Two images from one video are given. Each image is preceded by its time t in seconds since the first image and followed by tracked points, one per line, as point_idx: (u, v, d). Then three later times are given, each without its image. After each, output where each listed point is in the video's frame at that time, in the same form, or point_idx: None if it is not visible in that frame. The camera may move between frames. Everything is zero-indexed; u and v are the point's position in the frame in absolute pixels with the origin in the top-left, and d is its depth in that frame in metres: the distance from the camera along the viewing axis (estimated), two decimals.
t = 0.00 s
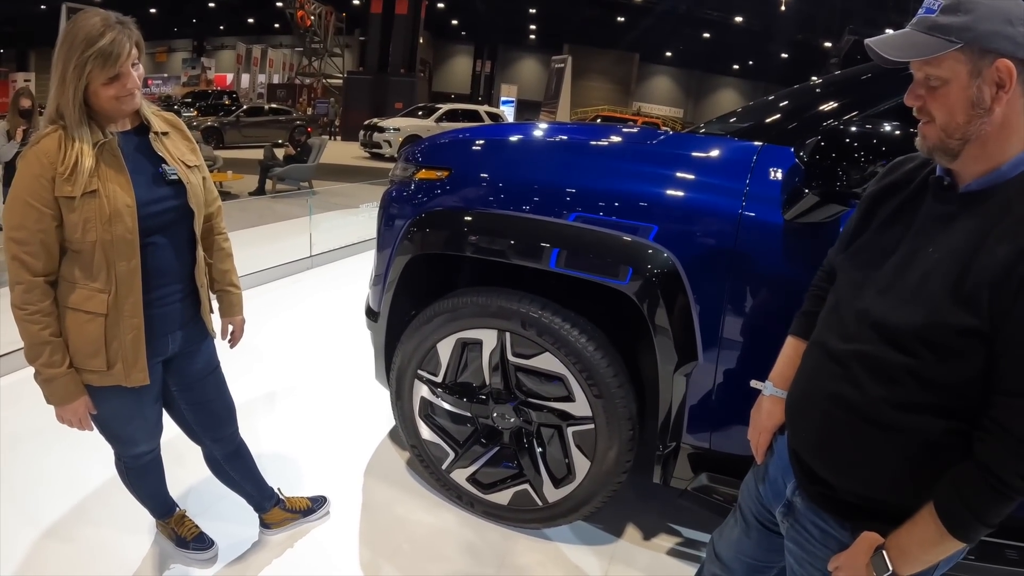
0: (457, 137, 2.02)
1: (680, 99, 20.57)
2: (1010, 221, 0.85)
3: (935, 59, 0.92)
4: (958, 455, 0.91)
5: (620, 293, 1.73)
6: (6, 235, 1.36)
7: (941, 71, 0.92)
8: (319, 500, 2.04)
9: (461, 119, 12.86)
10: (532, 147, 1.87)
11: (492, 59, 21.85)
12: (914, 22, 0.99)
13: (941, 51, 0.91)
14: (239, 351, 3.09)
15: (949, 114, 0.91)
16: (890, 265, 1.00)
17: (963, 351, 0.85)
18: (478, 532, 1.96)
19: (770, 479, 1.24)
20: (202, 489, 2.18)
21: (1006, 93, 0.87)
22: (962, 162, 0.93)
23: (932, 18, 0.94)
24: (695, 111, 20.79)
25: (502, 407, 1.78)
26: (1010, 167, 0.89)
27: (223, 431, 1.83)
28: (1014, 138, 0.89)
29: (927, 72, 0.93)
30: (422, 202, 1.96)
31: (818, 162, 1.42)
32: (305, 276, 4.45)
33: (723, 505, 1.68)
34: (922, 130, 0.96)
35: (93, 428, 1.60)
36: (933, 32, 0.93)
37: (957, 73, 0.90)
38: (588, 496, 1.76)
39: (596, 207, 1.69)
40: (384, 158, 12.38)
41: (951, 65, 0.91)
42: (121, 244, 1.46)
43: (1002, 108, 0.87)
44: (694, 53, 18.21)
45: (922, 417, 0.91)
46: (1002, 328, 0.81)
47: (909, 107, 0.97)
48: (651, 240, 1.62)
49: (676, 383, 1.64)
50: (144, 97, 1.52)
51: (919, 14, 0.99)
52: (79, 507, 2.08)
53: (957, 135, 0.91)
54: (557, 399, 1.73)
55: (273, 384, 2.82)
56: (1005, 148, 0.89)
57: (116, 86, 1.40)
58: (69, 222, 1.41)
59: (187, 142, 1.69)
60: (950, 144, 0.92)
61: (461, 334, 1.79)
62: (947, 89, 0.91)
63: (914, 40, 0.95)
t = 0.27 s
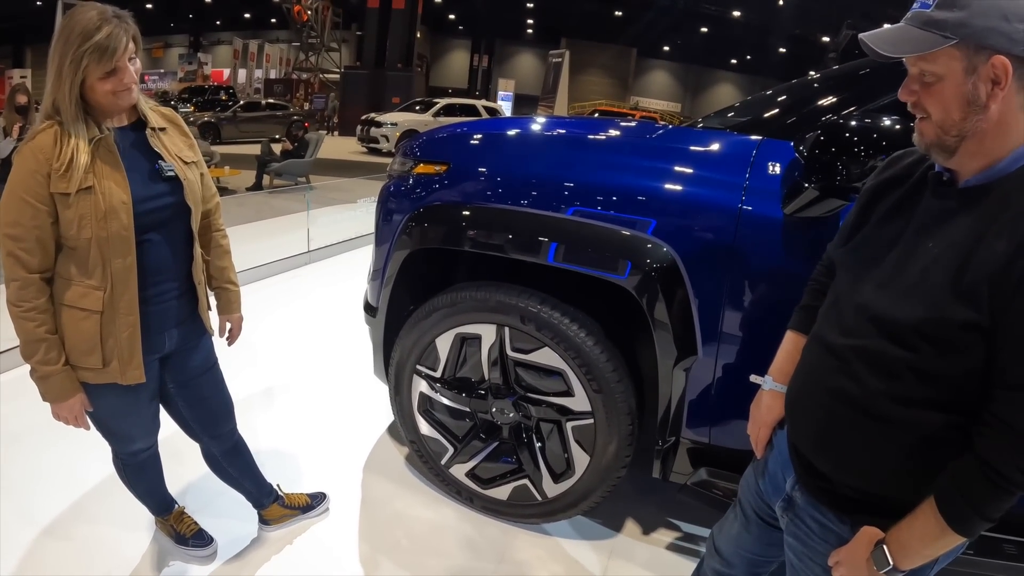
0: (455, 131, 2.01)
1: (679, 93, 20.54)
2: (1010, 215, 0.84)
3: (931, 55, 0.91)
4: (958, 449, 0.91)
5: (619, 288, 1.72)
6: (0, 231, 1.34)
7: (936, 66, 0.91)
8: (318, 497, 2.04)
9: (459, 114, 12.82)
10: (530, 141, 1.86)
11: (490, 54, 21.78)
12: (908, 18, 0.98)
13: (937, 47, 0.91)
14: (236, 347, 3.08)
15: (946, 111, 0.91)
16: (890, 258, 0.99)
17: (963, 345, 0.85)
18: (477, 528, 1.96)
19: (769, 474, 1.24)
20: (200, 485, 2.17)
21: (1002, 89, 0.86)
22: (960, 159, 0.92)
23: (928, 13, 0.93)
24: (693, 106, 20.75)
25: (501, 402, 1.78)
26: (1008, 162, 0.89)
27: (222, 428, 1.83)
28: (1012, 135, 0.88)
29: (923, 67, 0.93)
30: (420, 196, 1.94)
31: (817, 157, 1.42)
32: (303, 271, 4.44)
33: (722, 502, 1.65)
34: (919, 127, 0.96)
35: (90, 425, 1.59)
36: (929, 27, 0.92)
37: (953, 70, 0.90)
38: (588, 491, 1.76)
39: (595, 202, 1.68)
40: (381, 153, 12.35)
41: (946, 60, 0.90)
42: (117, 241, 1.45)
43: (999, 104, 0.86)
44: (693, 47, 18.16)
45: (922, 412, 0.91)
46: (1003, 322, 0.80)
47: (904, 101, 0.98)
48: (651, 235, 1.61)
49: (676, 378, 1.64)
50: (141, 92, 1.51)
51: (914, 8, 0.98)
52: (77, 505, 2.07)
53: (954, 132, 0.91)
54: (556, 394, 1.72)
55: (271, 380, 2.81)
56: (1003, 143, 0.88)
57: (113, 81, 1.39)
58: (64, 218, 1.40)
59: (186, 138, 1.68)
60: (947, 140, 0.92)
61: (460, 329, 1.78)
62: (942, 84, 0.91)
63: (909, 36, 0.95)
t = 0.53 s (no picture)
0: (453, 135, 2.01)
1: (676, 94, 20.57)
2: (1004, 213, 0.85)
3: (924, 54, 0.91)
4: (956, 446, 0.91)
5: (618, 290, 1.72)
6: None
7: (927, 66, 0.91)
8: (320, 502, 2.04)
9: (457, 117, 12.83)
10: (528, 144, 1.86)
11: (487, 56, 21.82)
12: (898, 18, 0.98)
13: (927, 47, 0.90)
14: (236, 353, 3.08)
15: (937, 111, 0.91)
16: (886, 258, 0.99)
17: (961, 342, 0.85)
18: (479, 531, 1.96)
19: (770, 475, 1.24)
20: (202, 492, 2.17)
21: (995, 88, 0.86)
22: (952, 159, 0.93)
23: (918, 13, 0.93)
24: (690, 107, 20.79)
25: (503, 406, 1.78)
26: (999, 161, 0.89)
27: (223, 435, 1.83)
28: (1003, 134, 0.88)
29: (914, 66, 0.93)
30: (419, 201, 1.95)
31: (816, 157, 1.43)
32: (302, 276, 4.44)
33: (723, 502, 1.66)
34: (911, 126, 0.95)
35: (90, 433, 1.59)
36: (920, 28, 0.91)
37: (945, 70, 0.90)
38: (590, 493, 1.76)
39: (593, 204, 1.68)
40: (380, 157, 12.35)
41: (938, 61, 0.90)
42: (115, 249, 1.45)
43: (991, 104, 0.87)
44: (690, 48, 18.19)
45: (920, 410, 0.91)
46: (1000, 319, 0.81)
47: (896, 100, 0.97)
48: (650, 237, 1.62)
49: (677, 380, 1.64)
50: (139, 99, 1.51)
51: (904, 8, 0.97)
52: (79, 512, 2.07)
53: (946, 132, 0.91)
54: (558, 397, 1.72)
55: (272, 386, 2.81)
56: (995, 142, 0.89)
57: (110, 89, 1.39)
58: (62, 226, 1.40)
59: (184, 145, 1.68)
60: (939, 141, 0.92)
61: (461, 333, 1.78)
62: (935, 84, 0.91)
63: (900, 36, 0.95)
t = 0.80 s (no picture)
0: (454, 142, 2.03)
1: (675, 95, 20.59)
2: (996, 212, 0.85)
3: (914, 55, 0.91)
4: (954, 445, 0.91)
5: (619, 293, 1.73)
6: (4, 251, 1.36)
7: (918, 67, 0.92)
8: (326, 508, 2.05)
9: (456, 121, 12.85)
10: (528, 150, 1.88)
11: (486, 60, 21.88)
12: (888, 21, 0.99)
13: (915, 50, 0.91)
14: (240, 361, 3.09)
15: (930, 111, 0.92)
16: (881, 259, 1.00)
17: (955, 341, 0.85)
18: (485, 536, 1.97)
19: (772, 475, 1.25)
20: (208, 500, 2.18)
21: (985, 87, 0.87)
22: (945, 157, 0.93)
23: (907, 15, 0.94)
24: (690, 108, 20.81)
25: (507, 410, 1.79)
26: (991, 159, 0.90)
27: (229, 442, 1.84)
28: (993, 132, 0.89)
29: (904, 68, 0.93)
30: (421, 207, 1.96)
31: (817, 158, 1.45)
32: (305, 283, 4.45)
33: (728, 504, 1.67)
34: (903, 127, 0.96)
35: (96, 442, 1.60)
36: (910, 29, 0.93)
37: (936, 70, 0.90)
38: (594, 496, 1.76)
39: (594, 209, 1.69)
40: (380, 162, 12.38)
41: (930, 61, 0.91)
42: (119, 258, 1.46)
43: (982, 102, 0.88)
44: (688, 49, 18.21)
45: (917, 409, 0.91)
46: (994, 318, 0.81)
47: (888, 102, 0.98)
48: (651, 240, 1.62)
49: (680, 383, 1.65)
50: (141, 110, 1.53)
51: (894, 12, 0.99)
52: (86, 522, 2.08)
53: (939, 132, 0.91)
54: (562, 401, 1.73)
55: (277, 393, 2.82)
56: (987, 140, 0.90)
57: (112, 100, 1.41)
58: (67, 237, 1.41)
59: (186, 154, 1.69)
60: (932, 141, 0.93)
61: (464, 338, 1.80)
62: (926, 85, 0.91)
63: (892, 39, 0.95)
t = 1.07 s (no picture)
0: (455, 143, 2.03)
1: (675, 95, 20.59)
2: (993, 212, 0.86)
3: (909, 58, 0.92)
4: (954, 445, 0.92)
5: (620, 294, 1.74)
6: (9, 254, 1.36)
7: (915, 70, 0.92)
8: (328, 510, 2.05)
9: (457, 122, 12.86)
10: (529, 151, 1.88)
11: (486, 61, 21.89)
12: (883, 25, 0.99)
13: (910, 54, 0.92)
14: (242, 363, 3.09)
15: (926, 114, 0.92)
16: (880, 260, 1.01)
17: (952, 342, 0.86)
18: (488, 536, 1.97)
19: (774, 475, 1.25)
20: (211, 501, 2.18)
21: (981, 88, 0.88)
22: (943, 159, 0.93)
23: (902, 19, 0.95)
24: (690, 108, 20.81)
25: (509, 411, 1.79)
26: (987, 160, 0.90)
27: (232, 444, 1.84)
28: (990, 133, 0.90)
29: (901, 71, 0.94)
30: (423, 209, 1.96)
31: (818, 159, 1.47)
32: (306, 285, 4.46)
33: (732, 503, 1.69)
34: (900, 130, 0.96)
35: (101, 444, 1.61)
36: (905, 33, 0.93)
37: (931, 73, 0.91)
38: (597, 496, 1.77)
39: (595, 210, 1.70)
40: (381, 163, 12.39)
41: (925, 64, 0.91)
42: (124, 261, 1.47)
43: (978, 103, 0.89)
44: (688, 49, 18.21)
45: (916, 410, 0.92)
46: (991, 319, 0.82)
47: (885, 106, 0.98)
48: (652, 242, 1.63)
49: (682, 383, 1.65)
50: (144, 113, 1.53)
51: (889, 16, 0.99)
52: (89, 524, 2.08)
53: (936, 134, 0.92)
54: (564, 402, 1.74)
55: (279, 394, 2.82)
56: (983, 141, 0.90)
57: (115, 103, 1.41)
58: (72, 240, 1.42)
59: (189, 157, 1.69)
60: (930, 143, 0.93)
61: (466, 340, 1.80)
62: (923, 87, 0.92)
63: (886, 44, 0.96)
